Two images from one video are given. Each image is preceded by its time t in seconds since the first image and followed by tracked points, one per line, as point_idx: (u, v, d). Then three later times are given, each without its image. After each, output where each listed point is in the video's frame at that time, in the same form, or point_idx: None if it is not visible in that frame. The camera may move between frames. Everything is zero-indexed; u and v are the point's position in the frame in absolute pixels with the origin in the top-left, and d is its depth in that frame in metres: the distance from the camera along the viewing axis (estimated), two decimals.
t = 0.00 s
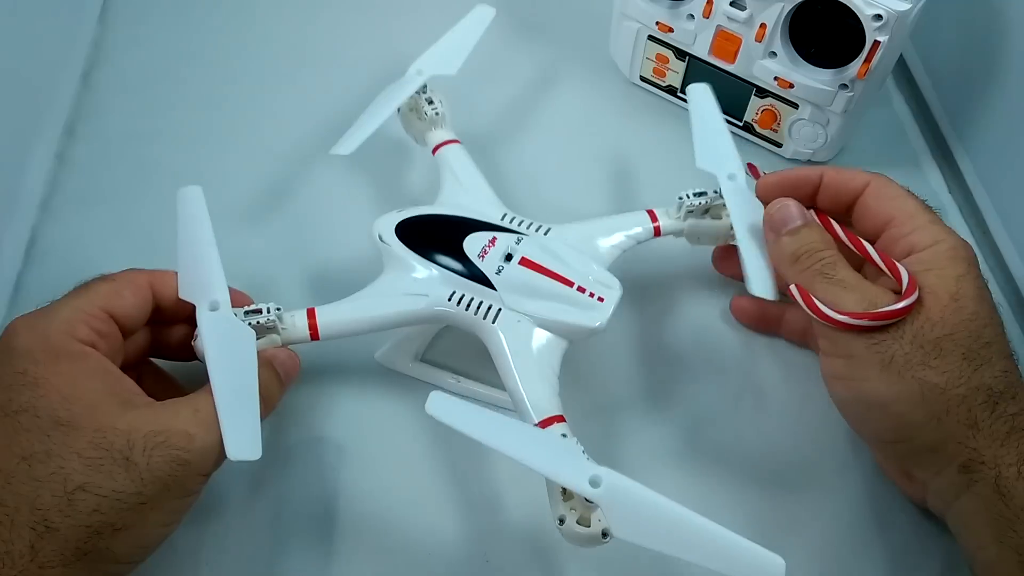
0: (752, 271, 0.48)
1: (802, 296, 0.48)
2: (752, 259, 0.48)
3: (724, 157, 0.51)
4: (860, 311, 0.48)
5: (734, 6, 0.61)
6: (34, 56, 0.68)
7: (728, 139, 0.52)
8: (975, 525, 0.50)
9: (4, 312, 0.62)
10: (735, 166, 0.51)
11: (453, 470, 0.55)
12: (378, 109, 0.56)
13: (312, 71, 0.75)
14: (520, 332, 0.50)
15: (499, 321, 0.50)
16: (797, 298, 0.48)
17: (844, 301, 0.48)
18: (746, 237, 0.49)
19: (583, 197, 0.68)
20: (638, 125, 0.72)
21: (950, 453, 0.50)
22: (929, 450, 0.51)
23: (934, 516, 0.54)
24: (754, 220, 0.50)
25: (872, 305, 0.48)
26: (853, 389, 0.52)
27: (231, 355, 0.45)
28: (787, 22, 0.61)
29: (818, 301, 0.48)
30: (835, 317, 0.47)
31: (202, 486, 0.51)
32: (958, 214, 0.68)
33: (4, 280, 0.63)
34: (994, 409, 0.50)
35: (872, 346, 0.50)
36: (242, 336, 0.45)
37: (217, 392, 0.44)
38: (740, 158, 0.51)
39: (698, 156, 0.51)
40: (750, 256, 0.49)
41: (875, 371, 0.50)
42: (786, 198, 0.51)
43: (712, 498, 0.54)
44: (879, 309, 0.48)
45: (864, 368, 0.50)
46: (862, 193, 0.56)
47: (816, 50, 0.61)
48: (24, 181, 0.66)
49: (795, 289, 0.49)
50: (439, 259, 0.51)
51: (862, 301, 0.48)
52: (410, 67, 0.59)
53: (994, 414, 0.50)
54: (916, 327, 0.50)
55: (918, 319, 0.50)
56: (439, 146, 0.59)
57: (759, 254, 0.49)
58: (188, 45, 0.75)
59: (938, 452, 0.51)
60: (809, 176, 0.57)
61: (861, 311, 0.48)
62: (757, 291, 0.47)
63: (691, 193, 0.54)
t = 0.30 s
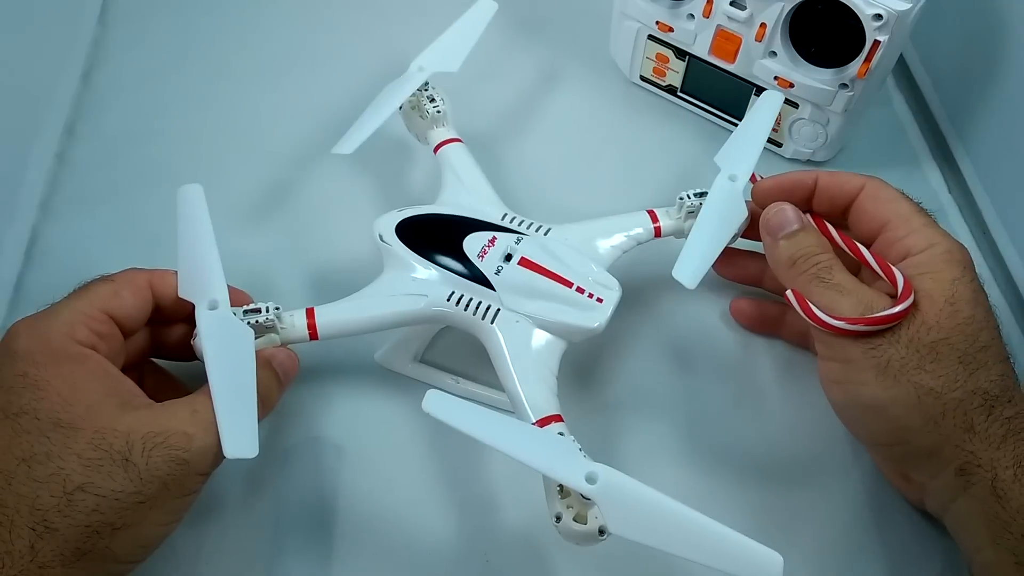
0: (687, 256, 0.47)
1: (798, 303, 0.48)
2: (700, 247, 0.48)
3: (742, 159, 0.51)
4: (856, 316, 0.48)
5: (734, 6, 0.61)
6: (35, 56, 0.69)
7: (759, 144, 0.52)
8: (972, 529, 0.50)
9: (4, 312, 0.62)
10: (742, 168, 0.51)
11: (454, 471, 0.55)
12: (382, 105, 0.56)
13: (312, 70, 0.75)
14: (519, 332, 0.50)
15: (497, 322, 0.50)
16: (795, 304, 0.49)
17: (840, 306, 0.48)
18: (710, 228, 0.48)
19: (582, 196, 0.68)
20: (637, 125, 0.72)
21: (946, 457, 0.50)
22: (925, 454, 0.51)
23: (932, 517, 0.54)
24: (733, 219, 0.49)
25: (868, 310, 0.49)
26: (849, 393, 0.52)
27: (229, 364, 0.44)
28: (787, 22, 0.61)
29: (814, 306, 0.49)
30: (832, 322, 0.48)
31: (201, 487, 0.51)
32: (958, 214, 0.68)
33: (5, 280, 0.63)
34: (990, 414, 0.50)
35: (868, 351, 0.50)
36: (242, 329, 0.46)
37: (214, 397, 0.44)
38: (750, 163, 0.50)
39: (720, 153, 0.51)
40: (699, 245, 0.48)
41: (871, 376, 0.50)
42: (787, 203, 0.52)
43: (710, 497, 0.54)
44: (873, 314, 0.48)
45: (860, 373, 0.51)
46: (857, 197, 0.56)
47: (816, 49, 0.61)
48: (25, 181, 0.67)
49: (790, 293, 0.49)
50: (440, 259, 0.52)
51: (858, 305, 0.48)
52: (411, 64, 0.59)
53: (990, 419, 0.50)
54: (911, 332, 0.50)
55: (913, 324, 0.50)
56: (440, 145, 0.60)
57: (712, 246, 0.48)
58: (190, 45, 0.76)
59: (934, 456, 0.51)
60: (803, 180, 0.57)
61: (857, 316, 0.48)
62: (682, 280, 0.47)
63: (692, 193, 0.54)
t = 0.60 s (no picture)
0: (687, 255, 0.47)
1: (802, 300, 0.48)
2: (702, 245, 0.48)
3: (741, 160, 0.51)
4: (860, 313, 0.48)
5: (734, 5, 0.61)
6: (36, 56, 0.69)
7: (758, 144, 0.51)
8: (976, 527, 0.50)
9: (4, 313, 0.62)
10: (742, 168, 0.51)
11: (454, 469, 0.55)
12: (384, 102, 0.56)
13: (311, 69, 0.75)
14: (518, 332, 0.50)
15: (496, 321, 0.50)
16: (797, 299, 0.48)
17: (844, 304, 0.48)
18: (709, 227, 0.48)
19: (581, 195, 0.68)
20: (637, 124, 0.72)
21: (951, 456, 0.50)
22: (930, 452, 0.51)
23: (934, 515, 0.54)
24: (733, 220, 0.49)
25: (872, 308, 0.48)
26: (855, 391, 0.52)
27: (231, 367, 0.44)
28: (787, 22, 0.61)
29: (819, 303, 0.48)
30: (836, 319, 0.47)
31: (202, 489, 0.51)
32: (958, 213, 0.68)
33: (4, 281, 0.63)
34: (995, 412, 0.50)
35: (873, 347, 0.50)
36: (241, 332, 0.45)
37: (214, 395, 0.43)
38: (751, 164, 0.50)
39: (720, 152, 0.51)
40: (699, 243, 0.48)
41: (876, 373, 0.50)
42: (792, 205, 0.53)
43: (711, 498, 0.54)
44: (878, 313, 0.48)
45: (866, 371, 0.51)
46: (860, 195, 0.56)
47: (816, 49, 0.61)
48: (25, 181, 0.66)
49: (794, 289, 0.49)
50: (439, 258, 0.52)
51: (862, 303, 0.48)
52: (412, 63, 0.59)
53: (995, 416, 0.50)
54: (916, 330, 0.50)
55: (918, 321, 0.50)
56: (440, 144, 0.60)
57: (711, 245, 0.48)
58: (190, 44, 0.76)
59: (939, 455, 0.51)
60: (806, 180, 0.57)
61: (861, 314, 0.48)
62: (682, 280, 0.46)
63: (692, 193, 0.54)
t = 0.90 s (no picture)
0: (687, 260, 0.47)
1: (793, 305, 0.48)
2: (699, 247, 0.48)
3: (744, 163, 0.51)
4: (851, 326, 0.47)
5: (734, 6, 0.61)
6: (34, 56, 0.68)
7: (764, 145, 0.51)
8: (973, 530, 0.50)
9: (4, 314, 0.62)
10: (746, 173, 0.50)
11: (452, 469, 0.55)
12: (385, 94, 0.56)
13: (309, 68, 0.74)
14: (518, 331, 0.50)
15: (495, 321, 0.50)
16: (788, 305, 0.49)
17: (836, 316, 0.48)
18: (709, 230, 0.48)
19: (582, 194, 0.68)
20: (637, 122, 0.72)
21: (949, 461, 0.50)
22: (928, 458, 0.51)
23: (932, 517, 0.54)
24: (732, 222, 0.49)
25: (865, 319, 0.48)
26: (853, 400, 0.51)
27: (235, 363, 0.44)
28: (787, 22, 0.60)
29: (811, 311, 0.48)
30: (826, 330, 0.47)
31: (203, 485, 0.51)
32: (958, 213, 0.68)
33: (4, 281, 0.62)
34: (993, 418, 0.50)
35: (870, 356, 0.49)
36: (242, 320, 0.45)
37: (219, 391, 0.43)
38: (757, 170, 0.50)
39: (725, 155, 0.51)
40: (699, 244, 0.48)
41: (874, 383, 0.50)
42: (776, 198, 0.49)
43: (714, 499, 0.54)
44: (870, 326, 0.47)
45: (864, 381, 0.50)
46: (863, 194, 0.56)
47: (816, 49, 0.61)
48: (24, 181, 0.66)
49: (785, 294, 0.49)
50: (435, 250, 0.51)
51: (852, 315, 0.48)
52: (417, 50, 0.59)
53: (993, 422, 0.50)
54: (913, 339, 0.50)
55: (914, 331, 0.50)
56: (443, 134, 0.59)
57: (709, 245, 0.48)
58: (189, 44, 0.75)
59: (936, 461, 0.50)
60: (810, 177, 0.56)
61: (853, 325, 0.48)
62: (682, 286, 0.46)
63: (696, 196, 0.54)
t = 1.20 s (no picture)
0: (692, 262, 0.47)
1: (787, 313, 0.48)
2: (707, 253, 0.47)
3: (748, 169, 0.50)
4: (843, 331, 0.48)
5: (734, 6, 0.61)
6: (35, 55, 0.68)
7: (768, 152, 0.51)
8: (973, 530, 0.50)
9: (4, 313, 0.62)
10: (748, 178, 0.50)
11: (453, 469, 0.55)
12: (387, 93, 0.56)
13: (311, 69, 0.74)
14: (524, 333, 0.50)
15: (502, 323, 0.50)
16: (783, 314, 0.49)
17: (828, 322, 0.48)
18: (713, 235, 0.48)
19: (583, 195, 0.68)
20: (638, 123, 0.72)
21: (947, 460, 0.50)
22: (926, 458, 0.51)
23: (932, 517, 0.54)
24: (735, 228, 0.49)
25: (856, 325, 0.48)
26: (850, 402, 0.51)
27: (246, 357, 0.44)
28: (787, 22, 0.60)
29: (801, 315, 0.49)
30: (817, 337, 0.47)
31: (200, 488, 0.51)
32: (958, 214, 0.68)
33: (5, 280, 0.62)
34: (990, 417, 0.50)
35: (864, 359, 0.50)
36: (247, 316, 0.45)
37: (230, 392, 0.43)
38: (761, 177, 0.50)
39: (728, 160, 0.51)
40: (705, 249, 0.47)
41: (870, 384, 0.50)
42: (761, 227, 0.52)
43: (713, 499, 0.54)
44: (860, 331, 0.48)
45: (860, 383, 0.50)
46: (862, 198, 0.56)
47: (816, 49, 0.61)
48: (25, 181, 0.66)
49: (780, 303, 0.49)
50: (430, 246, 0.52)
51: (845, 321, 0.48)
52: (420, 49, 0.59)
53: (990, 422, 0.50)
54: (907, 340, 0.50)
55: (909, 332, 0.50)
56: (447, 133, 0.59)
57: (716, 250, 0.48)
58: (190, 44, 0.75)
59: (934, 459, 0.51)
60: (808, 184, 0.56)
61: (845, 331, 0.48)
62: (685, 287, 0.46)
63: (700, 200, 0.54)
